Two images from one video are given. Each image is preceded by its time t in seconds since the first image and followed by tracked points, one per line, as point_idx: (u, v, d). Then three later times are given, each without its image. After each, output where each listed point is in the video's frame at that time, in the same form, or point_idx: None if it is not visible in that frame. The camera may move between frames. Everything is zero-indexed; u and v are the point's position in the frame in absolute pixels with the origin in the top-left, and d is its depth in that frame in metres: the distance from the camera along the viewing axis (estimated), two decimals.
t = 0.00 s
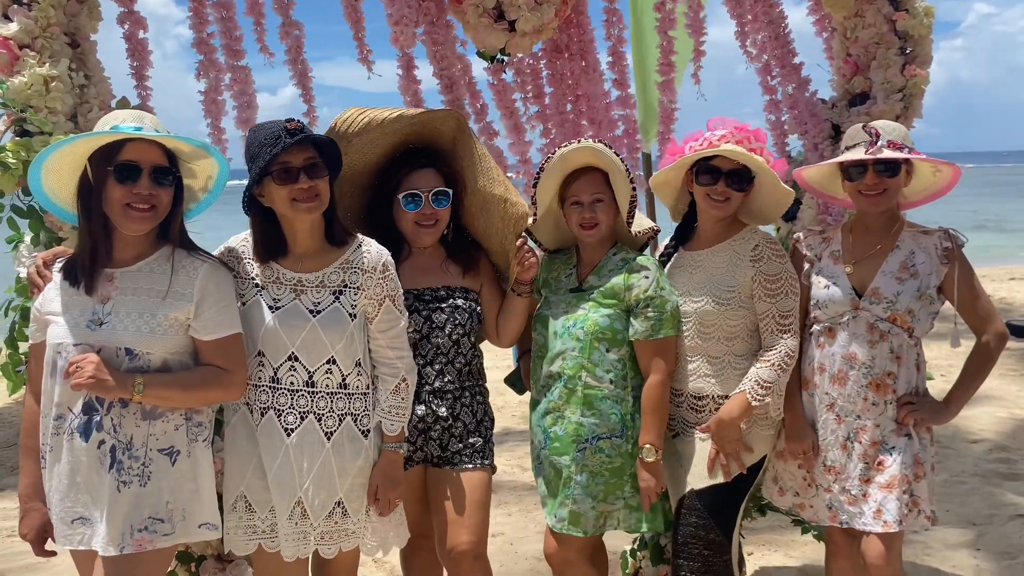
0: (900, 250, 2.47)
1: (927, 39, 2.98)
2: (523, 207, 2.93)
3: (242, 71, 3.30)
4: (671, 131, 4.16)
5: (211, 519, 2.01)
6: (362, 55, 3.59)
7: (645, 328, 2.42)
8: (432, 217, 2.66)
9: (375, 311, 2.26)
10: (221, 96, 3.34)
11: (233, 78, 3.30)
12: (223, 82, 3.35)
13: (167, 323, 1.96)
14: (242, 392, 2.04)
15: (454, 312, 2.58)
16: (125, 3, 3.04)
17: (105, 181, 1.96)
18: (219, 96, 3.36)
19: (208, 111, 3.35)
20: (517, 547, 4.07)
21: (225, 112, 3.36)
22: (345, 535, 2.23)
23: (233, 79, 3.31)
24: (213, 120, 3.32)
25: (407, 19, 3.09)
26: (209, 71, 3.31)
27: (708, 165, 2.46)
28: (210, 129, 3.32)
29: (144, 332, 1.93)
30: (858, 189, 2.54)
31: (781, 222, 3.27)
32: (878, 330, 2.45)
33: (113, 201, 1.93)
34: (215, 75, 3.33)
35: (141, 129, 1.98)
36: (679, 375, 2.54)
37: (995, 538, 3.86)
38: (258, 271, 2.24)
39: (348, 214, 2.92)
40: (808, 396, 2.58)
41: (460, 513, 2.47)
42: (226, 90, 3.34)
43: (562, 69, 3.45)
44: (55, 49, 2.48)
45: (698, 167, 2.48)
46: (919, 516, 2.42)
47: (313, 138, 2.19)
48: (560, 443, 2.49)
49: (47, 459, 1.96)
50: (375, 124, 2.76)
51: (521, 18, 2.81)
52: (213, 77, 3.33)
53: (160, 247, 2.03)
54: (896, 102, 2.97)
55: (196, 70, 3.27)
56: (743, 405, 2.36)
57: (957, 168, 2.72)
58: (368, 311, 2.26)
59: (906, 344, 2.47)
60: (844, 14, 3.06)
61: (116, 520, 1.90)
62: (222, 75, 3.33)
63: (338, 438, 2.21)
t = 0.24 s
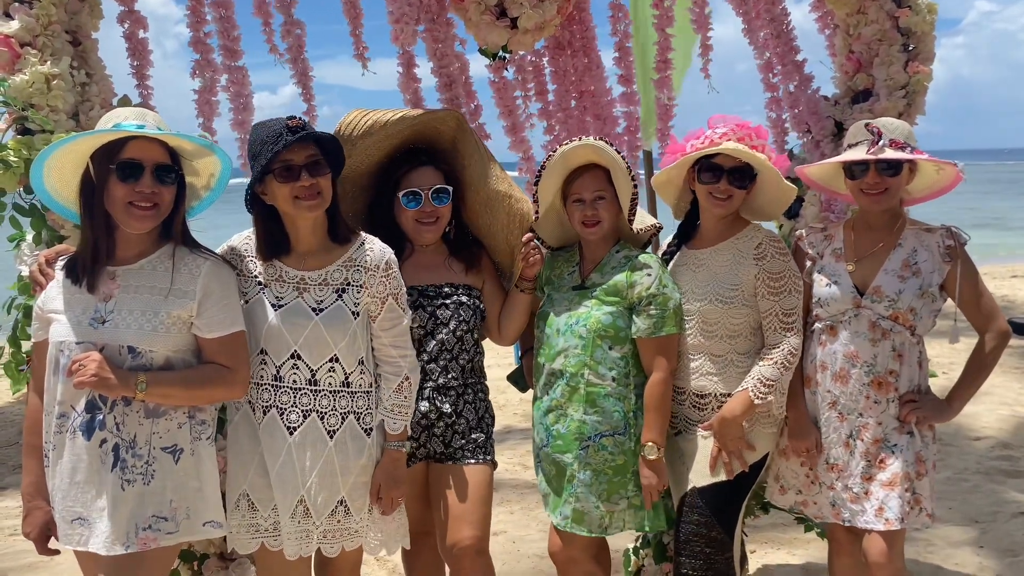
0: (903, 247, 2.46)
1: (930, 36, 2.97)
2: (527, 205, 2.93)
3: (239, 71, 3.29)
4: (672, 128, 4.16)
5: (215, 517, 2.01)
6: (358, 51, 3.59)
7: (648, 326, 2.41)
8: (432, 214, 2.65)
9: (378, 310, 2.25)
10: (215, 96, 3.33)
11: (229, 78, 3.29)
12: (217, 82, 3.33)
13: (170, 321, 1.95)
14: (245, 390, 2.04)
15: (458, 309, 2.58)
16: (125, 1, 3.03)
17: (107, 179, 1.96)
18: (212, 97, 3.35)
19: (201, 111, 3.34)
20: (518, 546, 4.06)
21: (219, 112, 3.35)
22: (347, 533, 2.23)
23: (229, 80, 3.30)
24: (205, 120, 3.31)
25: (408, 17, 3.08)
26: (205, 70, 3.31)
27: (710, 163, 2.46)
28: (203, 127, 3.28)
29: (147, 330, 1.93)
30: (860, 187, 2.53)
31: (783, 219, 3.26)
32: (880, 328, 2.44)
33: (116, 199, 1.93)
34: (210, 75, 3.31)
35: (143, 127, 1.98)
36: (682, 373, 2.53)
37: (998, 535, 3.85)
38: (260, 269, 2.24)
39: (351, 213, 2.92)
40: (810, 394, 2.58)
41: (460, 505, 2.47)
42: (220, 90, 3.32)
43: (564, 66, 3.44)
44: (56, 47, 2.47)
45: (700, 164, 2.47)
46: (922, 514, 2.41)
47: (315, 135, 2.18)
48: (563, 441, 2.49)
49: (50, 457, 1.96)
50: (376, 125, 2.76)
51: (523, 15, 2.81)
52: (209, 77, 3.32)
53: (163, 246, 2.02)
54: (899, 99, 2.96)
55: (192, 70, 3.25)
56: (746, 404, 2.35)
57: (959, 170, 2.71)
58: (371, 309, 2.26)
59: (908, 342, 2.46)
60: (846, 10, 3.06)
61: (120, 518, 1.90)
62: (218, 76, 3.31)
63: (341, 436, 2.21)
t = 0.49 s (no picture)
0: (902, 245, 2.45)
1: (931, 32, 2.96)
2: (527, 207, 2.93)
3: (240, 70, 3.27)
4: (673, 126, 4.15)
5: (215, 517, 2.00)
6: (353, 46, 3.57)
7: (649, 325, 2.40)
8: (430, 213, 2.64)
9: (377, 309, 2.24)
10: (219, 96, 3.30)
11: (232, 77, 3.27)
12: (221, 81, 3.31)
13: (169, 320, 1.94)
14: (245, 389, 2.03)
15: (460, 306, 2.57)
16: None
17: (106, 178, 1.94)
18: (215, 97, 3.32)
19: (203, 110, 3.30)
20: (519, 545, 4.05)
21: (222, 111, 3.32)
22: (345, 533, 2.21)
23: (231, 78, 3.28)
24: (210, 120, 3.28)
25: (407, 15, 3.06)
26: (207, 69, 3.29)
27: (709, 162, 2.45)
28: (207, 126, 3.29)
29: (146, 329, 1.92)
30: (859, 185, 2.52)
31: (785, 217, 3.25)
32: (879, 327, 2.43)
33: (115, 198, 1.92)
34: (213, 74, 3.29)
35: (142, 125, 1.96)
36: (682, 372, 2.53)
37: (1000, 535, 3.84)
38: (259, 267, 2.23)
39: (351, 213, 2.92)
40: (811, 392, 2.57)
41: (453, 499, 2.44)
42: (225, 88, 3.30)
43: (563, 63, 3.43)
44: (53, 45, 2.46)
45: (700, 163, 2.46)
46: (923, 514, 2.40)
47: (314, 133, 2.17)
48: (563, 440, 2.48)
49: (49, 456, 1.95)
50: (380, 128, 2.75)
51: (522, 12, 2.80)
52: (211, 76, 3.30)
53: (161, 244, 2.01)
54: (900, 96, 2.95)
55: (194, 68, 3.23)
56: (747, 403, 2.34)
57: (960, 166, 2.70)
58: (370, 308, 2.25)
59: (907, 341, 2.45)
60: (847, 7, 3.05)
61: (119, 518, 1.89)
62: (220, 75, 3.30)
63: (340, 435, 2.20)
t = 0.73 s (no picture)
0: (900, 245, 2.44)
1: (932, 31, 2.95)
2: (524, 207, 2.93)
3: (241, 68, 3.26)
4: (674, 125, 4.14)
5: (212, 518, 1.99)
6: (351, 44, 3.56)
7: (650, 325, 2.39)
8: (428, 213, 2.63)
9: (376, 309, 2.23)
10: (221, 94, 3.28)
11: (233, 75, 3.26)
12: (224, 79, 3.30)
13: (166, 321, 1.93)
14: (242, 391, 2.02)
15: (459, 305, 2.56)
16: None
17: (102, 178, 1.93)
18: (221, 95, 3.31)
19: (209, 110, 3.30)
20: (518, 545, 4.04)
21: (227, 110, 3.31)
22: (342, 535, 2.21)
23: (233, 76, 3.26)
24: (214, 119, 3.27)
25: (404, 14, 3.05)
26: (210, 69, 3.27)
27: (709, 161, 2.44)
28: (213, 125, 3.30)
29: (142, 330, 1.90)
30: (858, 185, 2.51)
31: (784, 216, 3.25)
32: (877, 328, 2.43)
33: (111, 198, 1.90)
34: (215, 73, 3.28)
35: (139, 125, 1.95)
36: (682, 373, 2.52)
37: (1001, 535, 3.84)
38: (256, 267, 2.22)
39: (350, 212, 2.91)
40: (809, 393, 2.56)
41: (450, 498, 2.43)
42: (227, 87, 3.29)
43: (562, 62, 3.43)
44: (48, 44, 2.45)
45: (700, 163, 2.46)
46: (921, 516, 2.40)
47: (312, 133, 2.15)
48: (564, 441, 2.47)
49: (44, 458, 1.94)
50: (378, 126, 2.73)
51: (520, 10, 2.79)
52: (214, 75, 3.28)
53: (158, 245, 2.00)
54: (902, 94, 2.94)
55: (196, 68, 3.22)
56: (747, 404, 2.34)
57: (959, 165, 2.70)
58: (368, 308, 2.24)
59: (906, 342, 2.45)
60: (848, 5, 3.04)
61: (116, 521, 1.88)
62: (223, 73, 3.28)
63: (337, 437, 2.19)
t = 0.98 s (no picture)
0: (901, 246, 2.42)
1: (933, 29, 2.93)
2: (521, 207, 2.91)
3: (238, 68, 3.25)
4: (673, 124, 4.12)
5: (203, 521, 1.98)
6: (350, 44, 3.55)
7: (647, 327, 2.37)
8: (423, 213, 2.61)
9: (369, 310, 2.22)
10: (219, 93, 3.28)
11: (229, 75, 3.24)
12: (220, 79, 3.28)
13: (157, 322, 1.91)
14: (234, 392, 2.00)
15: (453, 305, 2.55)
16: None
17: (92, 178, 1.91)
18: (219, 95, 3.30)
19: (207, 108, 3.30)
20: (516, 546, 4.03)
21: (224, 109, 3.30)
22: (336, 538, 2.19)
23: (228, 76, 3.25)
24: (213, 118, 3.27)
25: (399, 13, 3.03)
26: (205, 68, 3.26)
27: (707, 161, 2.42)
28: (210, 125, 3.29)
29: (133, 332, 1.89)
30: (858, 186, 2.50)
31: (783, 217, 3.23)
32: (878, 330, 2.41)
33: (102, 199, 1.89)
34: (211, 72, 3.27)
35: (130, 125, 1.93)
36: (680, 374, 2.50)
37: (1003, 538, 3.82)
38: (249, 268, 2.20)
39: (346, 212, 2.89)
40: (807, 396, 2.55)
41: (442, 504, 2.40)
42: (223, 87, 3.27)
43: (559, 61, 3.42)
44: (40, 43, 2.44)
45: (697, 162, 2.43)
46: (919, 521, 2.38)
47: (305, 132, 2.14)
48: (561, 444, 2.46)
49: (34, 460, 1.92)
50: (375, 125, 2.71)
51: (517, 9, 2.77)
52: (210, 74, 3.27)
53: (149, 246, 1.98)
54: (902, 93, 2.92)
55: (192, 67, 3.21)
56: (745, 406, 2.32)
57: (960, 163, 2.69)
58: (362, 309, 2.22)
59: (905, 344, 2.42)
60: (848, 4, 3.02)
61: (106, 524, 1.86)
62: (219, 72, 3.27)
63: (330, 439, 2.17)
